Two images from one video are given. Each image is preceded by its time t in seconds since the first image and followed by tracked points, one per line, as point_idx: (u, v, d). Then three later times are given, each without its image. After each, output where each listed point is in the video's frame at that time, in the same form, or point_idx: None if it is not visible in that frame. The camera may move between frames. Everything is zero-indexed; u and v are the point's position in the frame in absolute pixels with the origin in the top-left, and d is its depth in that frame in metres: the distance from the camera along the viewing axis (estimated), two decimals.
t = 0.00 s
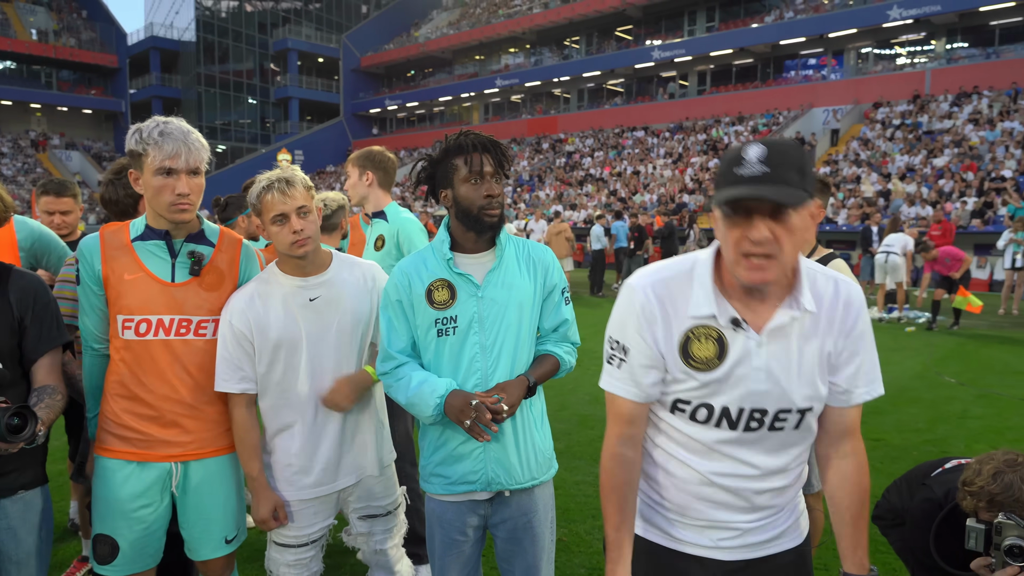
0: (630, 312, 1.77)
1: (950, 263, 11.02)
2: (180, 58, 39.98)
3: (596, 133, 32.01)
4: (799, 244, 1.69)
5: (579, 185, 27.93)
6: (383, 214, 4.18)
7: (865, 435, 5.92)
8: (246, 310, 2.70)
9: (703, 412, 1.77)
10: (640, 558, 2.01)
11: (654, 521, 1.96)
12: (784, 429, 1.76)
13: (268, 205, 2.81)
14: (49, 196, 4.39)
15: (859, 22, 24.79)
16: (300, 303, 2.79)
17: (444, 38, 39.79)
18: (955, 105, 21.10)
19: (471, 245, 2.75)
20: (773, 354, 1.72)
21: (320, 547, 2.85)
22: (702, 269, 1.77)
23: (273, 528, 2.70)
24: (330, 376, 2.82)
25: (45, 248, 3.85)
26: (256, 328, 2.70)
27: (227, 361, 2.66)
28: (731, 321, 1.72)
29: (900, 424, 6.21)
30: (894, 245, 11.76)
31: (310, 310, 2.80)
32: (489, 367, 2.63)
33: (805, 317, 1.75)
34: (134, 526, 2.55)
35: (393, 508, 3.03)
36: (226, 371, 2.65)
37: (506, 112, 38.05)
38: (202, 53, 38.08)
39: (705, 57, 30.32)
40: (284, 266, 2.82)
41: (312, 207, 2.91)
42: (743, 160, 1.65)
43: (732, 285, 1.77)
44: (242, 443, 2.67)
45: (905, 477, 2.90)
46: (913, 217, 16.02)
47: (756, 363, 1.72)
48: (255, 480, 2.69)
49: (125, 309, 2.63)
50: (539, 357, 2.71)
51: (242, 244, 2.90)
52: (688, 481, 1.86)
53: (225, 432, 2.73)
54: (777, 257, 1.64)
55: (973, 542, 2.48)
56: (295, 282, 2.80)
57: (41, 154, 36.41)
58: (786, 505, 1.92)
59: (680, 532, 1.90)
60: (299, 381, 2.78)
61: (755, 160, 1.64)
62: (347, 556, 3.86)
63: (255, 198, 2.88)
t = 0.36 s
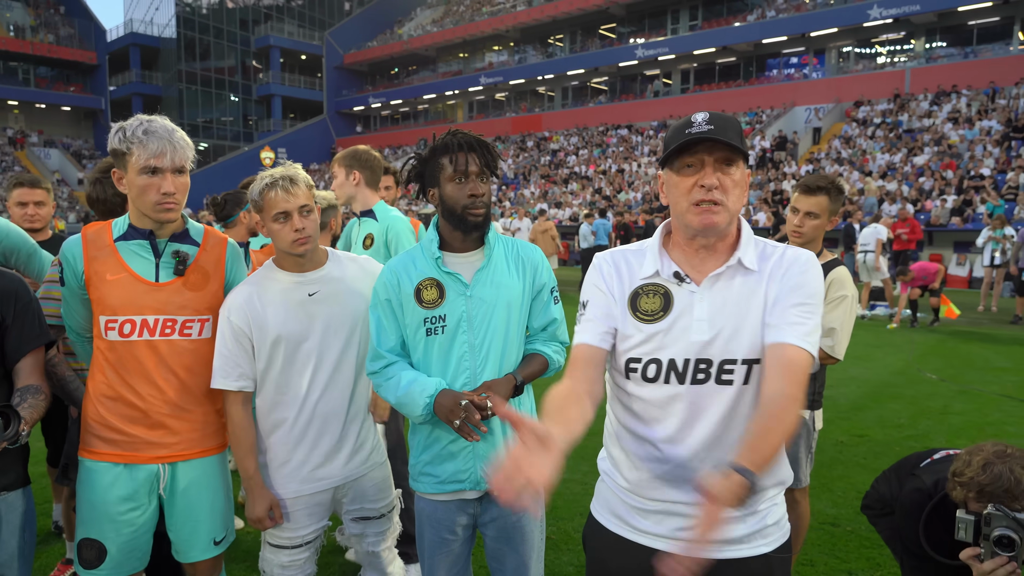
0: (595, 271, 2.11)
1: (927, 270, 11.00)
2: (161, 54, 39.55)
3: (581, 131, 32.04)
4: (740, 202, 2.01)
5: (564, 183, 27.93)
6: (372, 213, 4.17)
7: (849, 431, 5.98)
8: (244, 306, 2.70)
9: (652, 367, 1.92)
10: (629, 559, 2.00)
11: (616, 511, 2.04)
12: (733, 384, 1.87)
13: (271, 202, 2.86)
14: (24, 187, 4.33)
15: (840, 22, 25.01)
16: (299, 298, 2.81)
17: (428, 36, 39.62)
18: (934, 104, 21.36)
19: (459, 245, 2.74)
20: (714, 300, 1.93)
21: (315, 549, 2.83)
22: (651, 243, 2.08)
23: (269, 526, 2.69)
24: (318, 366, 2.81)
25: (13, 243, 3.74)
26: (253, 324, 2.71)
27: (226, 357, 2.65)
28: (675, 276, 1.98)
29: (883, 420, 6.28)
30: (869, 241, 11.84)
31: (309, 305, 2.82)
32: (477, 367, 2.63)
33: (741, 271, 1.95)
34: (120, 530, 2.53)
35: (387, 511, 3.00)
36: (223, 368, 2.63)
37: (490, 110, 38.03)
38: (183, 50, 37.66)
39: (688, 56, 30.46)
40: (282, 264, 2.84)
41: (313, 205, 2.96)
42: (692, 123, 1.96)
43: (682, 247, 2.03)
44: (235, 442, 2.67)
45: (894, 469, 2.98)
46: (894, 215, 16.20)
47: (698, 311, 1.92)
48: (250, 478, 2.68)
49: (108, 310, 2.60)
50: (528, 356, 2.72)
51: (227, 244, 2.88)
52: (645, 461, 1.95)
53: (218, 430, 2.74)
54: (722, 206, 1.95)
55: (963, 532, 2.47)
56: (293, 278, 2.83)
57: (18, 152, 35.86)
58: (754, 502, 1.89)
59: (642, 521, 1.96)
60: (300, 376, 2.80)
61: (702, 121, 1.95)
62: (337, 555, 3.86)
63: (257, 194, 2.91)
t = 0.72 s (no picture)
0: (569, 257, 2.18)
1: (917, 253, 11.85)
2: (155, 51, 39.33)
3: (577, 128, 32.02)
4: (716, 207, 2.00)
5: (560, 181, 27.90)
6: (367, 209, 4.16)
7: (845, 429, 6.00)
8: (249, 302, 2.73)
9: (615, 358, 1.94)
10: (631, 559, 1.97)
11: (600, 502, 2.07)
12: (700, 374, 1.83)
13: (278, 198, 2.87)
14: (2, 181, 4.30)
15: (835, 19, 25.05)
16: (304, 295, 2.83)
17: (423, 33, 39.53)
18: (929, 102, 21.44)
19: (455, 243, 2.75)
20: (677, 293, 1.92)
21: (315, 545, 2.83)
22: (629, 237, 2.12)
23: (275, 520, 2.69)
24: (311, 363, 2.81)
25: None
26: (254, 319, 2.73)
27: (229, 352, 2.68)
28: (644, 274, 1.98)
29: (879, 417, 6.31)
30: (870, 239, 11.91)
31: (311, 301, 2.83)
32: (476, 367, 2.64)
33: (698, 266, 1.94)
34: (119, 529, 2.53)
35: (387, 509, 2.98)
36: (228, 364, 2.67)
37: (486, 107, 38.06)
38: (177, 47, 37.47)
39: (684, 53, 30.48)
40: (287, 261, 2.87)
41: (320, 203, 2.97)
42: (672, 121, 1.96)
43: (656, 245, 2.06)
44: (243, 435, 2.73)
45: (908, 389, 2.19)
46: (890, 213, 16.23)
47: (660, 304, 1.92)
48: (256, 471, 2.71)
49: (105, 309, 2.59)
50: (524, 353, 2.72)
51: (224, 243, 2.88)
52: (619, 452, 1.97)
53: (217, 426, 2.76)
54: (696, 211, 1.93)
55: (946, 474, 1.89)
56: (298, 273, 2.86)
57: (12, 149, 35.63)
58: (722, 494, 1.88)
59: (621, 515, 1.98)
60: (301, 374, 2.81)
61: (682, 120, 1.95)
62: (336, 552, 3.86)
63: (264, 191, 2.93)
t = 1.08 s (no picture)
0: (588, 269, 2.24)
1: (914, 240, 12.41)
2: (156, 52, 39.35)
3: (578, 128, 32.03)
4: (725, 232, 1.95)
5: (560, 181, 27.92)
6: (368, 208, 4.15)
7: (847, 429, 6.00)
8: (251, 304, 2.73)
9: (629, 374, 2.00)
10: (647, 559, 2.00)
11: (625, 499, 2.11)
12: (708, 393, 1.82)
13: (280, 198, 2.86)
14: None
15: (836, 19, 25.03)
16: (304, 295, 2.81)
17: (424, 33, 39.55)
18: (930, 102, 21.43)
19: (455, 243, 2.75)
20: (692, 317, 1.92)
21: (312, 542, 2.82)
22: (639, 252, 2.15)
23: (268, 515, 2.70)
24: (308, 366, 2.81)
25: None
26: (256, 319, 2.73)
27: (229, 351, 2.69)
28: (660, 293, 1.99)
29: (880, 417, 6.31)
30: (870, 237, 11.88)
31: (313, 303, 2.82)
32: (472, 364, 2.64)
33: (714, 289, 1.93)
34: (118, 528, 2.53)
35: (387, 509, 2.97)
36: (228, 361, 2.68)
37: (487, 107, 38.08)
38: (178, 47, 37.53)
39: (685, 53, 30.46)
40: (289, 261, 2.86)
41: (323, 203, 2.96)
42: (675, 142, 1.95)
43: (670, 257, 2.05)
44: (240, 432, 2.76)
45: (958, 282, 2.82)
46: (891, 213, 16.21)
47: (676, 325, 1.93)
48: (253, 467, 2.72)
49: (106, 307, 2.58)
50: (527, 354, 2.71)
51: (227, 242, 2.87)
52: (637, 458, 2.00)
53: (216, 426, 2.75)
54: (691, 242, 1.91)
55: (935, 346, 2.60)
56: (300, 275, 2.83)
57: (14, 149, 35.72)
58: (737, 505, 1.87)
59: (640, 516, 2.02)
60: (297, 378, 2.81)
61: (685, 142, 1.92)
62: (337, 552, 3.85)
63: (267, 190, 2.93)
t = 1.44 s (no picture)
0: (600, 272, 2.22)
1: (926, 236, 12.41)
2: (159, 51, 39.38)
3: (580, 127, 32.00)
4: (743, 231, 1.91)
5: (563, 179, 27.91)
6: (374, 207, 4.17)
7: (849, 428, 5.98)
8: (249, 302, 2.73)
9: (643, 378, 2.00)
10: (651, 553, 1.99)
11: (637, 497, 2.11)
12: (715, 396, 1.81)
13: (276, 198, 2.85)
14: None
15: (840, 17, 24.98)
16: (301, 294, 2.82)
17: (427, 32, 39.52)
18: (934, 101, 21.37)
19: (455, 240, 2.75)
20: (705, 319, 1.91)
21: (310, 538, 2.81)
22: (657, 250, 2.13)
23: (265, 513, 2.69)
24: (309, 366, 2.80)
25: None
26: (254, 318, 2.73)
27: (227, 349, 2.69)
28: (674, 295, 1.97)
29: (882, 416, 6.30)
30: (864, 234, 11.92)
31: (312, 302, 2.83)
32: (472, 361, 2.63)
33: (729, 290, 1.91)
34: (119, 526, 2.53)
35: (386, 504, 2.97)
36: (226, 359, 2.68)
37: (489, 106, 38.06)
38: (181, 46, 37.55)
39: (687, 52, 30.40)
40: (287, 260, 2.85)
41: (319, 202, 2.95)
42: (693, 138, 1.88)
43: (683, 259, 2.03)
44: (237, 431, 2.75)
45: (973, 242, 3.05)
46: (895, 212, 16.16)
47: (690, 328, 1.91)
48: (249, 465, 2.72)
49: (106, 305, 2.58)
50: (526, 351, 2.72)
51: (225, 241, 2.86)
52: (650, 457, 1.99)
53: (215, 424, 2.75)
54: (712, 241, 1.87)
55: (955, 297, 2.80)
56: (298, 274, 2.84)
57: (17, 148, 35.82)
58: (746, 509, 1.86)
59: (648, 515, 2.02)
60: (298, 376, 2.80)
61: (704, 139, 1.86)
62: (337, 550, 3.85)
63: (263, 190, 2.91)
